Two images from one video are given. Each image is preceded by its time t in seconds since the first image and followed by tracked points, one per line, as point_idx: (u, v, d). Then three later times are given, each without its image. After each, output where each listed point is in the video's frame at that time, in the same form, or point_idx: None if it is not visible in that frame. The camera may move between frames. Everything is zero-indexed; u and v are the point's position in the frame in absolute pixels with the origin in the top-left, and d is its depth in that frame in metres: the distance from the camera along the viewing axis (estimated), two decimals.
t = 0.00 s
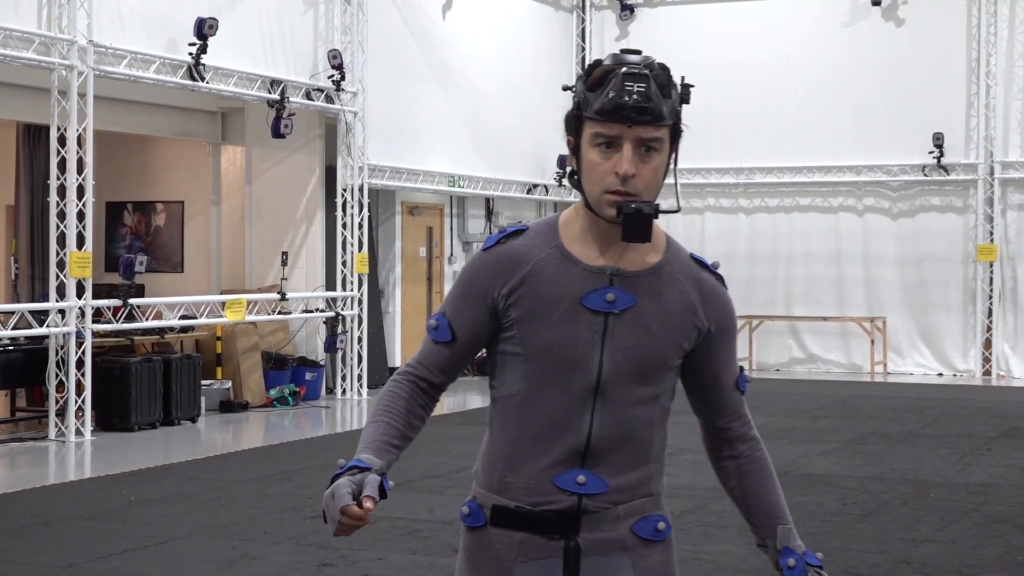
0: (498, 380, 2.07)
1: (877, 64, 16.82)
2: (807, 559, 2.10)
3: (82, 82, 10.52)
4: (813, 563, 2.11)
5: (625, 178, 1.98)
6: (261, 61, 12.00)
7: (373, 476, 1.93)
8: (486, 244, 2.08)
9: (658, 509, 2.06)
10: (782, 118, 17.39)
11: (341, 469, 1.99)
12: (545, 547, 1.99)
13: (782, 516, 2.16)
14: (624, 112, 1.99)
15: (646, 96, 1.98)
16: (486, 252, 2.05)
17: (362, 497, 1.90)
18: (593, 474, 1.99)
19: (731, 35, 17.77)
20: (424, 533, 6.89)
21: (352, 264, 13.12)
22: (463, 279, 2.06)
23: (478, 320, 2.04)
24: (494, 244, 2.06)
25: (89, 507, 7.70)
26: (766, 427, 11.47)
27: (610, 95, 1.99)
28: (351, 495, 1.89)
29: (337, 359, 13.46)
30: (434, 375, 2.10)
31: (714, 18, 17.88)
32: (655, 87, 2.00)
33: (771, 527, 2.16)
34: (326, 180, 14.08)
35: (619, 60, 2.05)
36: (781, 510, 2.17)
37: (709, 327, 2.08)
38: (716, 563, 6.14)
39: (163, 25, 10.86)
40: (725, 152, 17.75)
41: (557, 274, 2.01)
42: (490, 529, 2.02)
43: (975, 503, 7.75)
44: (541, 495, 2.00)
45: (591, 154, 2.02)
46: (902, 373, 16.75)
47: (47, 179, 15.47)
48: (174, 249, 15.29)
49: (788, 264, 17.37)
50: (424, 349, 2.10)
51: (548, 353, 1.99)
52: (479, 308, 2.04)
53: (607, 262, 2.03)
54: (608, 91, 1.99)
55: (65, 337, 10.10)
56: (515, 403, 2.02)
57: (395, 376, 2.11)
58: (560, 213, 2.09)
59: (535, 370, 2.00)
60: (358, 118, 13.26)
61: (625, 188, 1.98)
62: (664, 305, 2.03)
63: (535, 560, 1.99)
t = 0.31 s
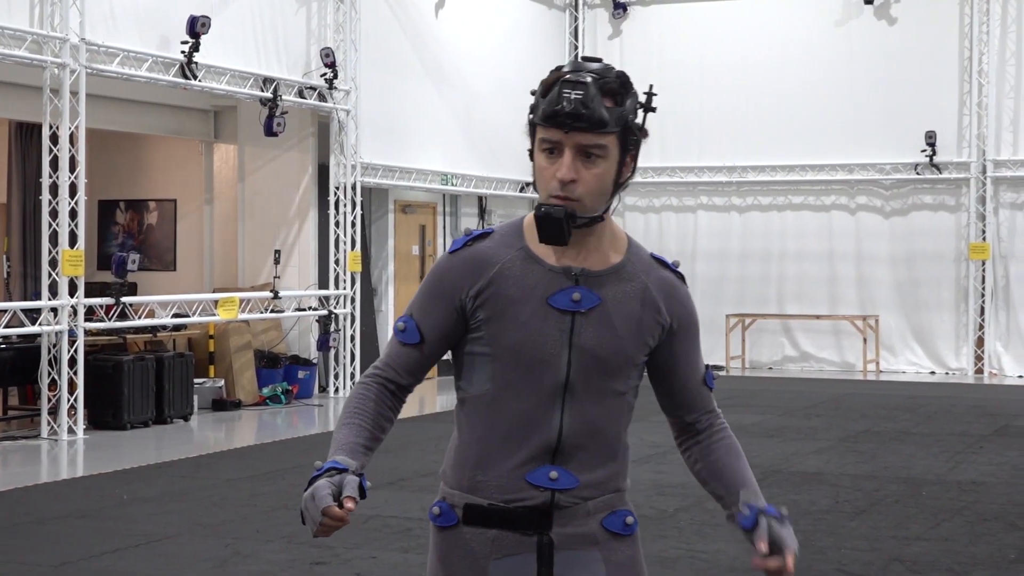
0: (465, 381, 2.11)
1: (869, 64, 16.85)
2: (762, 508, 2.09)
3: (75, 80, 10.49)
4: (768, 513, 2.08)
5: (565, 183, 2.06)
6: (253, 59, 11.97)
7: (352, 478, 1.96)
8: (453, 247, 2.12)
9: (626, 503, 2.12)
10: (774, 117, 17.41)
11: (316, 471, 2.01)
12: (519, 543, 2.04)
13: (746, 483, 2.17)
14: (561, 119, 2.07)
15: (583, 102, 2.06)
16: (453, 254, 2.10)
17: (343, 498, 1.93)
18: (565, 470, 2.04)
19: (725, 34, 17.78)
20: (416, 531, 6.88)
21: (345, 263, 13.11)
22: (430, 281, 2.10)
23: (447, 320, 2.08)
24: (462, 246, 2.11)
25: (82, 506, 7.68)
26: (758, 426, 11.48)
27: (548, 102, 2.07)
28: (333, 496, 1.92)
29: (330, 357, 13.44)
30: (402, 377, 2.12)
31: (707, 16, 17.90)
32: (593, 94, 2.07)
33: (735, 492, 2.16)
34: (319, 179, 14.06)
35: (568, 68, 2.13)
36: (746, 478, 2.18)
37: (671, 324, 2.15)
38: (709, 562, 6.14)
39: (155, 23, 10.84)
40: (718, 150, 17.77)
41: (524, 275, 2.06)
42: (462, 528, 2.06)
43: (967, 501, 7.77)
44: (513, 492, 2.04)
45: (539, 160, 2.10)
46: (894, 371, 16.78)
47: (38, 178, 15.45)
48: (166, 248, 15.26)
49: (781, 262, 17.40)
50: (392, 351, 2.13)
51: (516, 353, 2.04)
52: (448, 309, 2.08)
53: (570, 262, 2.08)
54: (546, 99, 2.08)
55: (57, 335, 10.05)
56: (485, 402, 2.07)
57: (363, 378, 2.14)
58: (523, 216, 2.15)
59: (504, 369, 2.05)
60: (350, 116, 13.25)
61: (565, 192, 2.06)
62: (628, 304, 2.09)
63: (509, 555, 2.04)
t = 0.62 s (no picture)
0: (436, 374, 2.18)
1: (863, 59, 16.85)
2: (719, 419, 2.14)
3: (67, 75, 10.46)
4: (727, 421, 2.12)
5: (543, 175, 2.14)
6: (245, 53, 11.93)
7: (320, 471, 2.02)
8: (422, 245, 2.21)
9: (601, 492, 2.18)
10: (768, 111, 17.40)
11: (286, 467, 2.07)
12: (494, 533, 2.10)
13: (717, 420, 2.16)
14: (541, 112, 2.13)
15: (562, 96, 2.12)
16: (421, 251, 2.19)
17: (311, 491, 1.97)
18: (538, 460, 2.10)
19: (718, 29, 17.77)
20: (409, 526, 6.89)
21: (339, 257, 13.11)
22: (398, 279, 2.19)
23: (415, 316, 2.16)
24: (429, 243, 2.20)
25: (75, 500, 7.68)
26: (751, 420, 11.51)
27: (527, 96, 2.13)
28: (300, 489, 1.96)
29: (323, 351, 13.43)
30: (374, 372, 2.21)
31: (701, 10, 17.89)
32: (571, 87, 2.14)
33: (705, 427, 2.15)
34: (312, 173, 14.04)
35: (540, 63, 2.21)
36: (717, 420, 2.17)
37: (637, 312, 2.21)
38: (701, 556, 6.15)
39: (147, 18, 10.80)
40: (712, 145, 17.77)
41: (490, 270, 2.14)
42: (439, 520, 2.13)
43: (959, 495, 7.79)
44: (487, 483, 2.10)
45: (514, 152, 2.17)
46: (888, 366, 16.82)
47: (31, 173, 15.45)
48: (160, 243, 15.24)
49: (774, 257, 17.43)
50: (365, 348, 2.21)
51: (483, 344, 2.11)
52: (415, 305, 2.16)
53: (536, 256, 2.16)
54: (525, 93, 2.14)
55: (50, 330, 10.03)
56: (455, 395, 2.13)
57: (337, 375, 2.23)
58: (492, 212, 2.23)
59: (472, 361, 2.12)
60: (343, 111, 13.23)
61: (543, 184, 2.14)
62: (593, 295, 2.15)
63: (485, 546, 2.10)
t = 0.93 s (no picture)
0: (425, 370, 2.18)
1: (857, 55, 16.86)
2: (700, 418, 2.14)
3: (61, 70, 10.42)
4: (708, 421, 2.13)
5: (542, 168, 2.13)
6: (239, 48, 11.91)
7: (313, 475, 2.03)
8: (409, 241, 2.20)
9: (592, 485, 2.20)
10: (763, 107, 17.40)
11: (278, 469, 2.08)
12: (490, 528, 2.11)
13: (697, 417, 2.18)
14: (542, 105, 2.13)
15: (562, 90, 2.13)
16: (408, 247, 2.18)
17: (304, 495, 1.99)
18: (532, 454, 2.11)
19: (713, 24, 17.77)
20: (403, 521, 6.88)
21: (333, 253, 13.10)
22: (385, 276, 2.18)
23: (403, 312, 2.16)
24: (416, 238, 2.19)
25: (69, 496, 7.66)
26: (746, 416, 11.51)
27: (528, 89, 2.12)
28: (293, 494, 1.98)
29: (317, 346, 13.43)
30: (363, 369, 2.21)
31: (695, 6, 17.88)
32: (571, 81, 2.15)
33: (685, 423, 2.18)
34: (306, 168, 14.02)
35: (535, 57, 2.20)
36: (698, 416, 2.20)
37: (624, 305, 2.22)
38: (696, 551, 6.15)
39: (141, 12, 10.77)
40: (706, 140, 17.77)
41: (478, 265, 2.14)
42: (433, 516, 2.13)
43: (954, 490, 7.80)
44: (481, 478, 2.11)
45: (509, 145, 2.16)
46: (882, 361, 16.83)
47: (25, 169, 15.42)
48: (154, 238, 15.21)
49: (768, 252, 17.44)
50: (353, 344, 2.21)
51: (472, 340, 2.11)
52: (403, 301, 2.16)
53: (525, 251, 2.16)
54: (525, 85, 2.13)
55: (44, 325, 10.01)
56: (445, 391, 2.13)
57: (325, 373, 2.23)
58: (479, 207, 2.23)
59: (462, 356, 2.12)
60: (337, 106, 13.22)
61: (542, 177, 2.13)
62: (581, 288, 2.16)
63: (480, 541, 2.11)
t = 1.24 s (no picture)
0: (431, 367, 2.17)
1: (852, 51, 16.86)
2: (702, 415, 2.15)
3: (56, 67, 10.41)
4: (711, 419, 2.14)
5: (553, 165, 2.11)
6: (235, 45, 11.89)
7: (327, 470, 2.00)
8: (414, 236, 2.18)
9: (598, 481, 2.22)
10: (758, 104, 17.42)
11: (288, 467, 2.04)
12: (502, 525, 2.11)
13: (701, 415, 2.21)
14: (553, 102, 2.10)
15: (574, 87, 2.11)
16: (415, 242, 2.16)
17: (319, 492, 1.96)
18: (545, 451, 2.11)
19: (708, 22, 17.77)
20: (399, 518, 6.87)
21: (328, 250, 13.09)
22: (390, 272, 2.16)
23: (410, 308, 2.14)
24: (421, 235, 2.17)
25: (65, 493, 7.65)
26: (741, 413, 11.51)
27: (540, 85, 2.10)
28: (309, 490, 1.95)
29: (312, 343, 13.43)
30: (367, 364, 2.18)
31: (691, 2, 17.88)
32: (582, 78, 2.13)
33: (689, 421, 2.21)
34: (301, 165, 14.00)
35: (543, 53, 2.18)
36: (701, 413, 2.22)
37: (628, 301, 2.24)
38: (692, 548, 6.15)
39: (136, 9, 10.75)
40: (701, 137, 17.77)
41: (487, 261, 2.13)
42: (444, 514, 2.12)
43: (949, 487, 7.81)
44: (494, 476, 2.10)
45: (519, 141, 2.13)
46: (877, 358, 16.84)
47: (20, 165, 15.39)
48: (149, 235, 15.19)
49: (763, 249, 17.44)
50: (356, 340, 2.18)
51: (483, 337, 2.10)
52: (410, 297, 2.14)
53: (532, 248, 2.16)
54: (537, 81, 2.11)
55: (39, 323, 9.98)
56: (454, 388, 2.12)
57: (327, 368, 2.19)
58: (483, 204, 2.21)
59: (471, 353, 2.11)
60: (333, 103, 13.21)
61: (553, 174, 2.11)
62: (588, 285, 2.17)
63: (492, 539, 2.10)
